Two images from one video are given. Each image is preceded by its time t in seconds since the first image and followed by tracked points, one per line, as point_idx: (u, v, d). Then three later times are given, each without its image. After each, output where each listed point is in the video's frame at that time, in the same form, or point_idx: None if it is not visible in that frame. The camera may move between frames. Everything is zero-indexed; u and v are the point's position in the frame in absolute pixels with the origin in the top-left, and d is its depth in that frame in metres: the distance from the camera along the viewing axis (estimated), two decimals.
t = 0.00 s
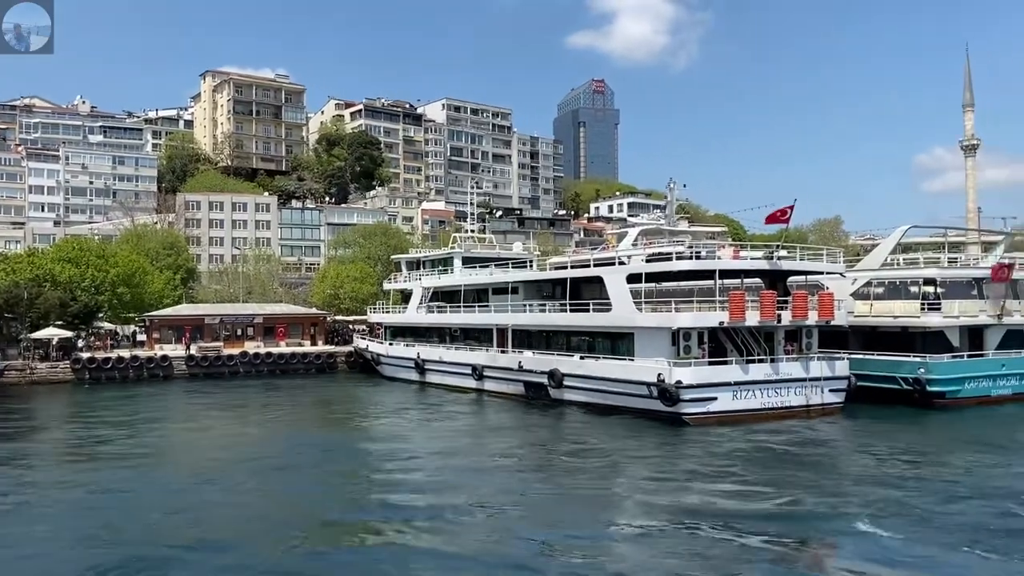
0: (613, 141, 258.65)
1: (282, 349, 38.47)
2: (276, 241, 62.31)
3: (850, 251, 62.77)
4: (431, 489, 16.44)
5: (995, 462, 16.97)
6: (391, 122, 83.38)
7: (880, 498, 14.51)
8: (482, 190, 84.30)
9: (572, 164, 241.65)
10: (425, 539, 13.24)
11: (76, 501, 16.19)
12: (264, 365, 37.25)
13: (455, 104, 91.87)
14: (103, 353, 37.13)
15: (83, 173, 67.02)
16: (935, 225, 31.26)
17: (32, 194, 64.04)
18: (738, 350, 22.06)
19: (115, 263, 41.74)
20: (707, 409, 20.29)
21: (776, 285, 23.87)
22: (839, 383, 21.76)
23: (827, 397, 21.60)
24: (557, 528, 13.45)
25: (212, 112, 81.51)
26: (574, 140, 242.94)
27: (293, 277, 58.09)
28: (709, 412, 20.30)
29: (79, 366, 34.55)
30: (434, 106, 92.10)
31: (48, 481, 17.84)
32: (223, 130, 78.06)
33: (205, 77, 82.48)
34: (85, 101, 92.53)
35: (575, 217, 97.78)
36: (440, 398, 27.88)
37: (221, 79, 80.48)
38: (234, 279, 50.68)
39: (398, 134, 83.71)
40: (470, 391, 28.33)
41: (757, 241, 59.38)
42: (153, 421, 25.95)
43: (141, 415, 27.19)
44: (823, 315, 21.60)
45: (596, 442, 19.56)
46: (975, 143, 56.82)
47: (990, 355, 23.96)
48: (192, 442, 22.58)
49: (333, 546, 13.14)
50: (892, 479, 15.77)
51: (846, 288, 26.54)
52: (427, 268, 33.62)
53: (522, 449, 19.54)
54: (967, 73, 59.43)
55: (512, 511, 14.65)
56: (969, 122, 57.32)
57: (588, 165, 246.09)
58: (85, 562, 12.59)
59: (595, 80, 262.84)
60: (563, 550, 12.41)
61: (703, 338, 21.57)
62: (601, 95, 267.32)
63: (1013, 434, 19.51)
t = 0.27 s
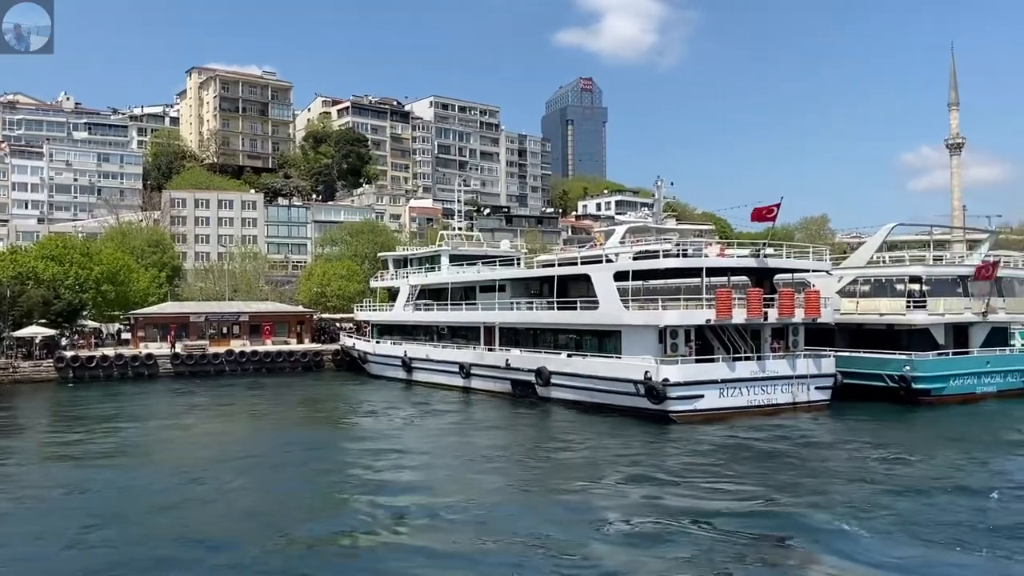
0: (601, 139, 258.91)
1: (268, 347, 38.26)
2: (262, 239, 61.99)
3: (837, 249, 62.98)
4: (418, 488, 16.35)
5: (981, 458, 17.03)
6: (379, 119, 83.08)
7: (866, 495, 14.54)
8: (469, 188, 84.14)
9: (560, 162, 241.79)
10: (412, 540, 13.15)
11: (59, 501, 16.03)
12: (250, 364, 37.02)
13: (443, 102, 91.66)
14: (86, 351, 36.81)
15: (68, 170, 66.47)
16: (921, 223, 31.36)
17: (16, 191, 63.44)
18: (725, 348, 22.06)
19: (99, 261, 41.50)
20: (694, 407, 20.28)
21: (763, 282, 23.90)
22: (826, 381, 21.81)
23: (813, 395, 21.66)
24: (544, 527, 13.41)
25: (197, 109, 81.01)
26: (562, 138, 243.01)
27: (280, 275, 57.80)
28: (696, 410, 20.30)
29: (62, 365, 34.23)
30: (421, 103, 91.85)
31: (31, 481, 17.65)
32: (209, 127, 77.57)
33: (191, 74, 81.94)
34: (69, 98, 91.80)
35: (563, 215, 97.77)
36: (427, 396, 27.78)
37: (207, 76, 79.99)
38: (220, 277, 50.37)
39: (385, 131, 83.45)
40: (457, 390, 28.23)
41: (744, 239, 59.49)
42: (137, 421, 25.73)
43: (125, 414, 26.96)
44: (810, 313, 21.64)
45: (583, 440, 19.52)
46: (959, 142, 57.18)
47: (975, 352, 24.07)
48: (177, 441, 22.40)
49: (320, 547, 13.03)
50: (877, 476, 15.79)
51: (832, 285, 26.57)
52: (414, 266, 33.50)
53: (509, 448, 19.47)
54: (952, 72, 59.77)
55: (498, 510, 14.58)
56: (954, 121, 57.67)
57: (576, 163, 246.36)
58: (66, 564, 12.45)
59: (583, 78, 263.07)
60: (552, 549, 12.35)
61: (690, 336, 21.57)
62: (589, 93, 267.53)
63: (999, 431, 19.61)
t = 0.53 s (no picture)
0: (589, 136, 259.16)
1: (254, 345, 38.01)
2: (248, 236, 61.67)
3: (823, 247, 63.32)
4: (405, 487, 16.24)
5: (966, 455, 17.09)
6: (366, 116, 82.81)
7: (852, 492, 14.59)
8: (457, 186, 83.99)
9: (548, 160, 241.79)
10: (400, 539, 13.05)
11: (41, 501, 15.85)
12: (235, 362, 36.80)
13: (431, 99, 91.46)
14: (70, 349, 36.50)
15: (52, 166, 65.88)
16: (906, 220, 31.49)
17: None
18: (711, 345, 22.08)
19: (83, 258, 41.10)
20: (680, 404, 20.30)
21: (750, 279, 23.94)
22: (812, 378, 21.87)
23: (799, 391, 21.72)
24: (530, 525, 13.38)
25: (183, 105, 80.48)
26: (550, 136, 243.06)
27: (266, 273, 57.52)
28: (682, 408, 20.31)
29: (46, 364, 33.93)
30: (409, 100, 91.58)
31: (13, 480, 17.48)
32: (194, 124, 77.07)
33: (176, 70, 81.38)
34: (52, 94, 90.97)
35: (551, 212, 97.77)
36: (414, 394, 27.66)
37: (193, 72, 79.45)
38: (205, 275, 50.07)
39: (373, 128, 83.18)
40: (444, 387, 28.14)
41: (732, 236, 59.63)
42: (121, 419, 25.51)
43: (109, 413, 26.70)
44: (796, 310, 21.67)
45: (569, 438, 19.48)
46: (944, 139, 57.53)
47: (960, 349, 24.21)
48: (162, 440, 22.17)
49: (307, 546, 12.90)
50: (863, 472, 15.84)
51: (818, 283, 26.58)
52: (402, 263, 33.38)
53: (496, 445, 19.41)
54: (937, 70, 60.14)
55: (484, 507, 14.54)
56: (939, 119, 58.01)
57: (563, 160, 246.43)
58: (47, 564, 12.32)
59: (570, 76, 263.09)
60: (541, 548, 12.28)
61: (676, 333, 21.57)
62: (577, 90, 267.57)
63: (984, 427, 19.70)
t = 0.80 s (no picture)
0: (577, 134, 259.31)
1: (241, 343, 37.81)
2: (235, 234, 61.34)
3: (810, 243, 63.57)
4: (393, 485, 16.15)
5: (953, 451, 17.16)
6: (353, 113, 82.51)
7: (839, 488, 14.62)
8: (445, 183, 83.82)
9: (536, 157, 241.70)
10: (388, 537, 12.95)
11: (23, 500, 15.70)
12: (222, 360, 36.61)
13: (418, 95, 91.24)
14: (54, 348, 36.25)
15: (36, 163, 65.34)
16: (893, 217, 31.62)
17: None
18: (699, 342, 22.10)
19: (68, 256, 40.84)
20: (668, 401, 20.30)
21: (737, 276, 23.97)
22: (799, 374, 21.93)
23: (786, 388, 21.77)
24: (518, 521, 13.36)
25: (169, 102, 79.99)
26: (539, 133, 242.99)
27: (253, 271, 57.23)
28: (670, 404, 20.31)
29: (30, 362, 33.69)
30: (396, 97, 91.31)
31: None
32: (180, 120, 76.61)
33: (162, 67, 80.88)
34: (37, 90, 90.24)
35: (540, 209, 97.73)
36: (402, 392, 27.55)
37: (179, 69, 78.99)
38: (191, 272, 49.77)
39: (360, 125, 82.90)
40: (432, 385, 28.07)
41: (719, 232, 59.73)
42: (106, 418, 25.30)
43: (94, 412, 26.46)
44: (783, 307, 21.73)
45: (558, 435, 19.44)
46: (930, 137, 57.86)
47: (946, 345, 24.34)
48: (147, 439, 21.98)
49: (294, 545, 12.80)
50: (849, 468, 15.88)
51: (804, 280, 26.46)
52: (389, 261, 33.26)
53: (484, 443, 19.36)
54: (923, 67, 60.44)
55: (472, 505, 14.51)
56: (925, 116, 58.31)
57: (552, 157, 246.40)
58: (29, 564, 12.20)
59: (558, 73, 263.06)
60: (529, 546, 12.22)
61: (664, 330, 21.57)
62: (565, 88, 267.73)
63: (969, 423, 19.80)
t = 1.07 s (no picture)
0: (566, 131, 259.41)
1: (227, 342, 37.58)
2: (222, 232, 61.02)
3: (798, 241, 63.78)
4: (380, 484, 16.03)
5: (940, 448, 17.17)
6: (341, 110, 82.20)
7: (826, 485, 14.62)
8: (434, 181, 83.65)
9: (525, 155, 241.63)
10: (374, 536, 12.87)
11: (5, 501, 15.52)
12: (208, 358, 36.39)
13: (406, 93, 90.99)
14: (38, 347, 35.94)
15: (21, 161, 64.81)
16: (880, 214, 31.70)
17: None
18: (687, 339, 22.09)
19: (52, 254, 40.52)
20: (656, 399, 20.28)
21: (725, 274, 23.98)
22: (786, 371, 21.96)
23: (774, 385, 21.80)
24: (506, 521, 13.30)
25: (155, 99, 79.48)
26: (527, 131, 243.05)
27: (240, 269, 56.97)
28: (658, 402, 20.29)
29: (14, 361, 33.41)
30: (384, 94, 91.02)
31: None
32: (167, 118, 76.13)
33: (148, 64, 80.35)
34: (22, 87, 89.53)
35: (528, 207, 97.68)
36: (389, 390, 27.43)
37: (165, 66, 78.48)
38: (177, 270, 49.47)
39: (348, 122, 82.59)
40: (420, 383, 27.96)
41: (706, 229, 59.81)
42: (91, 418, 25.07)
43: (79, 411, 26.25)
44: (771, 304, 21.75)
45: (547, 434, 19.38)
46: (916, 135, 58.15)
47: (932, 343, 24.44)
48: (131, 438, 21.79)
49: (280, 546, 12.67)
50: (837, 466, 15.88)
51: (791, 277, 26.40)
52: (377, 259, 33.11)
53: (471, 441, 19.28)
54: (909, 66, 60.69)
55: (460, 503, 14.44)
56: (912, 115, 58.56)
57: (540, 155, 246.28)
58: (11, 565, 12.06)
59: (546, 71, 263.08)
60: (515, 545, 12.13)
61: (652, 328, 21.56)
62: (553, 85, 267.82)
63: (956, 420, 19.87)
